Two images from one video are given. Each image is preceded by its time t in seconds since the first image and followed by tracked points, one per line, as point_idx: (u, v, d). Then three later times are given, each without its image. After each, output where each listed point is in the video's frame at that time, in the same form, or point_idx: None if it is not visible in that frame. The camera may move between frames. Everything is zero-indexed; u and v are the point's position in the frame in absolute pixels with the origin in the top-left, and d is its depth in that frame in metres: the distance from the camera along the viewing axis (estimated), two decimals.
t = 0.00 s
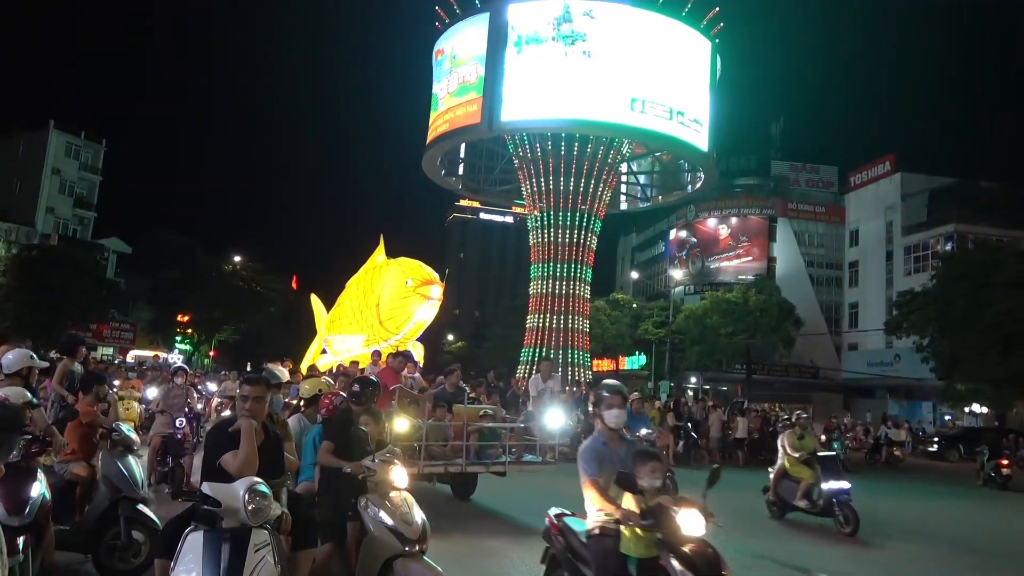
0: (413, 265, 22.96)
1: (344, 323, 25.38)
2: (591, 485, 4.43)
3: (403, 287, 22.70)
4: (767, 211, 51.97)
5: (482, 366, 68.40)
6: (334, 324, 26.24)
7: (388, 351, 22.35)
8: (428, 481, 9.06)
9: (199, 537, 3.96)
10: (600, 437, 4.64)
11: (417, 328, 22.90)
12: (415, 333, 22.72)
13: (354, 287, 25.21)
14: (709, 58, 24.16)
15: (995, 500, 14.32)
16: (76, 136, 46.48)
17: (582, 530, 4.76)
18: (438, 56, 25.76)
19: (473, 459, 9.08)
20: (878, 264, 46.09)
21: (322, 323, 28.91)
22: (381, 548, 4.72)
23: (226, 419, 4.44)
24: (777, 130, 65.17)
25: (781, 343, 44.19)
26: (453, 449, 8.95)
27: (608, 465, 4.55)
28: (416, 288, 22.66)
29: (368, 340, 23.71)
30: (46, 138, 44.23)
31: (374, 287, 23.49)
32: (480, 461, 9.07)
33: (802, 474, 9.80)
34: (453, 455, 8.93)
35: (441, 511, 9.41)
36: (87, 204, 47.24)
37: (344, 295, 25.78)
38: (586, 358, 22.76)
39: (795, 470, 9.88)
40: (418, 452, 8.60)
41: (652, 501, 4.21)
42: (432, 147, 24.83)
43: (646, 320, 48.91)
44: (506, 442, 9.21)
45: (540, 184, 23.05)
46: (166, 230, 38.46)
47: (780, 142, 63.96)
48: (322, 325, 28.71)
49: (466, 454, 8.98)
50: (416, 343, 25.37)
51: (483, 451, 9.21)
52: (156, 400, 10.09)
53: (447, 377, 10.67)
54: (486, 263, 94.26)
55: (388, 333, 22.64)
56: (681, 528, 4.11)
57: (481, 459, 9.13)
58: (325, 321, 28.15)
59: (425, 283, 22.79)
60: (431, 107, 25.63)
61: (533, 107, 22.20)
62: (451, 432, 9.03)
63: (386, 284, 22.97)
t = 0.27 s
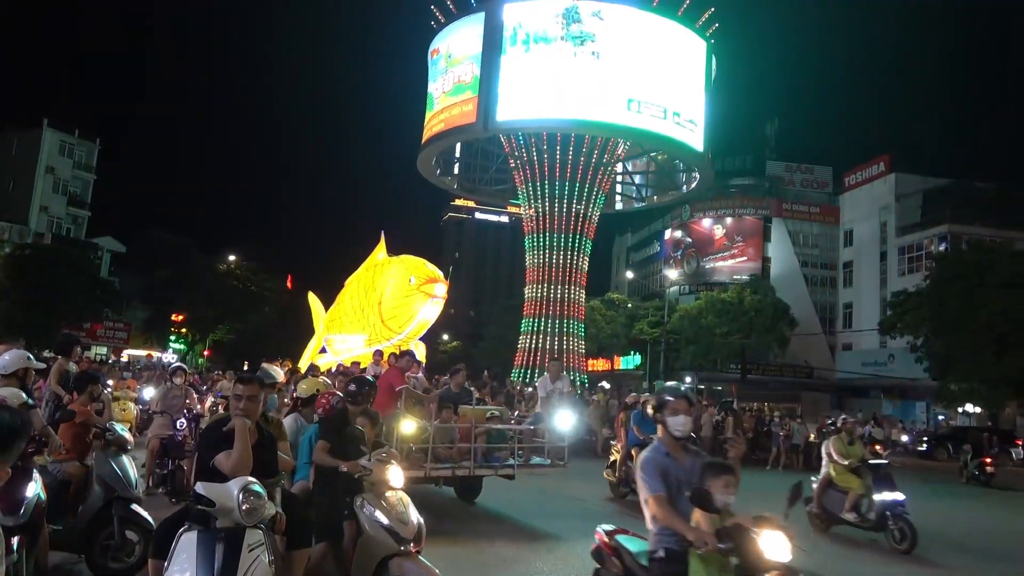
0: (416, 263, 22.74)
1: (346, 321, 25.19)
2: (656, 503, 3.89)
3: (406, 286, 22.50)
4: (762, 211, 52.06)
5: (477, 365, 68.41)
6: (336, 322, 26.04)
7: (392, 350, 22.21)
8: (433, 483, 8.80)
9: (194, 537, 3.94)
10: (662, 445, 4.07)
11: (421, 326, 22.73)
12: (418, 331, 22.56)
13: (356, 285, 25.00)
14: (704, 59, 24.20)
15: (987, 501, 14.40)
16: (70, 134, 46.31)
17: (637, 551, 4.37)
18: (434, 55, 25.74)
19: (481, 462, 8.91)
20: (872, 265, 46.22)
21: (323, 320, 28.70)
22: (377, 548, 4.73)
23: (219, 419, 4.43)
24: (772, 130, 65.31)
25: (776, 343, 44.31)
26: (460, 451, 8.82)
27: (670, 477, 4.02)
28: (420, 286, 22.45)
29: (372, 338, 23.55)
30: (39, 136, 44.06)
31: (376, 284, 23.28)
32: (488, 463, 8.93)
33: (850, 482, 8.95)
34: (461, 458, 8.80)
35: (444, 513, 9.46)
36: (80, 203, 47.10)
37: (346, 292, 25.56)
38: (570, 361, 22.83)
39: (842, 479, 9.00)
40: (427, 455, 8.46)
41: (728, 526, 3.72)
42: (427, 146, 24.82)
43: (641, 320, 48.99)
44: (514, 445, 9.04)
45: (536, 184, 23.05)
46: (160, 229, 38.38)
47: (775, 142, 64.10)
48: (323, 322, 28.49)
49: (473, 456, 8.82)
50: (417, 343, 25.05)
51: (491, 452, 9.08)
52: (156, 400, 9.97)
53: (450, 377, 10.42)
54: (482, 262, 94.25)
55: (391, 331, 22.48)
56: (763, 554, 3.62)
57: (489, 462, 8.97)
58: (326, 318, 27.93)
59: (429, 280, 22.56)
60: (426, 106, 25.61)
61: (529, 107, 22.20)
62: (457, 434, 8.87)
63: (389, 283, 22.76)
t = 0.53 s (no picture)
0: (418, 261, 22.65)
1: (347, 319, 24.98)
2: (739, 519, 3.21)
3: (409, 283, 22.42)
4: (755, 211, 52.20)
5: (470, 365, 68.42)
6: (335, 320, 25.82)
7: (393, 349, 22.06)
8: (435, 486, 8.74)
9: (186, 537, 3.93)
10: (740, 455, 3.40)
11: (424, 324, 22.64)
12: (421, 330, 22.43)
13: (356, 283, 24.81)
14: (698, 59, 24.25)
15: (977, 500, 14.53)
16: (62, 132, 46.07)
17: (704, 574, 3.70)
18: (428, 55, 25.71)
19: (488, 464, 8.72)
20: (864, 266, 46.40)
21: (321, 320, 28.41)
22: (370, 548, 4.72)
23: (212, 418, 4.43)
24: (765, 130, 65.47)
25: (768, 343, 44.45)
26: (466, 453, 8.64)
27: (752, 492, 3.34)
28: (423, 284, 22.33)
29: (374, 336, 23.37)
30: (30, 134, 43.82)
31: (377, 282, 23.16)
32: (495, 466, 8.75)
33: (906, 493, 8.21)
34: (467, 461, 8.62)
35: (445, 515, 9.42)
36: (72, 202, 46.88)
37: (346, 291, 25.35)
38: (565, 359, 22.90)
39: (896, 489, 8.25)
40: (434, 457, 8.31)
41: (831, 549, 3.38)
42: (421, 146, 24.80)
43: (634, 319, 49.07)
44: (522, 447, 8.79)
45: (529, 184, 23.01)
46: (153, 228, 38.24)
47: (768, 142, 64.27)
48: (321, 321, 28.23)
49: (479, 459, 8.63)
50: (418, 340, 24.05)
51: (498, 455, 8.90)
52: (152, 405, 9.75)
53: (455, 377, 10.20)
54: (475, 262, 94.21)
55: (393, 330, 22.33)
56: None
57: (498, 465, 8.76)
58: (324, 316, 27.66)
59: (432, 278, 22.46)
60: (420, 105, 25.59)
61: (523, 107, 22.19)
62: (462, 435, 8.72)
63: (392, 280, 22.64)
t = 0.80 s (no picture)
0: (421, 257, 21.24)
1: (345, 319, 23.72)
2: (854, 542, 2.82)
3: (410, 281, 21.04)
4: (747, 211, 52.36)
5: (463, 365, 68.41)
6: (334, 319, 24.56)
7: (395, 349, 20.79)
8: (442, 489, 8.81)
9: (177, 538, 3.92)
10: (844, 469, 3.06)
11: (426, 323, 21.31)
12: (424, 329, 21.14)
13: (354, 279, 23.47)
14: (691, 60, 24.30)
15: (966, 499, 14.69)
16: (53, 130, 45.79)
17: None
18: (421, 54, 25.69)
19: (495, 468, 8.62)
20: (855, 266, 46.62)
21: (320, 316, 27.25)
22: (361, 547, 4.72)
23: (204, 417, 4.43)
24: (757, 131, 65.67)
25: (760, 343, 44.62)
26: (473, 455, 8.62)
27: (862, 511, 3.01)
28: (425, 282, 20.96)
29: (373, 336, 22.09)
30: (21, 133, 43.55)
31: (377, 279, 21.76)
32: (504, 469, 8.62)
33: (977, 511, 7.49)
34: (473, 463, 8.60)
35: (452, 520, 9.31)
36: (62, 200, 46.63)
37: (345, 287, 24.03)
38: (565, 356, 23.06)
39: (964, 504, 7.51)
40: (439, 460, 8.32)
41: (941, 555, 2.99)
42: (414, 145, 24.77)
43: (627, 319, 49.13)
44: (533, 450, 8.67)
45: (523, 184, 22.98)
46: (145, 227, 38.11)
47: (760, 143, 64.50)
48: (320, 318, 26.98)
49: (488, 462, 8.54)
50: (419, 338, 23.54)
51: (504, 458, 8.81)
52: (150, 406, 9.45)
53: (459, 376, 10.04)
54: (469, 261, 94.18)
55: (394, 329, 21.01)
56: None
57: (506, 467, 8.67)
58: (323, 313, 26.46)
59: (435, 276, 21.08)
60: (413, 105, 25.55)
61: (517, 107, 22.19)
62: (468, 438, 8.73)
63: (392, 278, 21.28)
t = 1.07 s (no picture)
0: (425, 256, 21.81)
1: (346, 317, 24.34)
2: None
3: (414, 280, 21.68)
4: (741, 211, 52.48)
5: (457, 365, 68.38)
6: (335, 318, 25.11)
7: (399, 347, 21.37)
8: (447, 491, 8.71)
9: (170, 538, 3.91)
10: (983, 487, 2.68)
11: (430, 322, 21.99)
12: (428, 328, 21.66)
13: (356, 277, 24.07)
14: (685, 60, 24.35)
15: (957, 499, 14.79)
16: (45, 128, 45.55)
17: None
18: (415, 53, 25.65)
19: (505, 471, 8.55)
20: (848, 266, 46.80)
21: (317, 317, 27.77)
22: (352, 546, 4.72)
23: (198, 417, 4.42)
24: (751, 131, 65.81)
25: (753, 343, 44.73)
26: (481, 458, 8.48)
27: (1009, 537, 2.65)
28: (429, 280, 21.44)
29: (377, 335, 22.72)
30: (12, 131, 43.31)
31: (382, 277, 22.43)
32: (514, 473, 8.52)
33: None
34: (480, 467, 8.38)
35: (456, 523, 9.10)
36: (54, 199, 46.41)
37: (346, 286, 24.56)
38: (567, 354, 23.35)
39: None
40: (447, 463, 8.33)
41: None
42: (408, 145, 24.74)
43: (621, 319, 49.19)
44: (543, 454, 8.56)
45: (517, 183, 22.96)
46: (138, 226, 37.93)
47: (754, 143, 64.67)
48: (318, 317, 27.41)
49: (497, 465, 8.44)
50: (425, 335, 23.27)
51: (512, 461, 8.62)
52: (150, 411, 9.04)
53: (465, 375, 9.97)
54: (462, 261, 94.11)
55: (399, 327, 21.67)
56: None
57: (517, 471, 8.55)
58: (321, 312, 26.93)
59: (439, 275, 21.57)
60: (407, 104, 25.52)
61: (511, 106, 22.18)
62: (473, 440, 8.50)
63: (396, 277, 21.95)
